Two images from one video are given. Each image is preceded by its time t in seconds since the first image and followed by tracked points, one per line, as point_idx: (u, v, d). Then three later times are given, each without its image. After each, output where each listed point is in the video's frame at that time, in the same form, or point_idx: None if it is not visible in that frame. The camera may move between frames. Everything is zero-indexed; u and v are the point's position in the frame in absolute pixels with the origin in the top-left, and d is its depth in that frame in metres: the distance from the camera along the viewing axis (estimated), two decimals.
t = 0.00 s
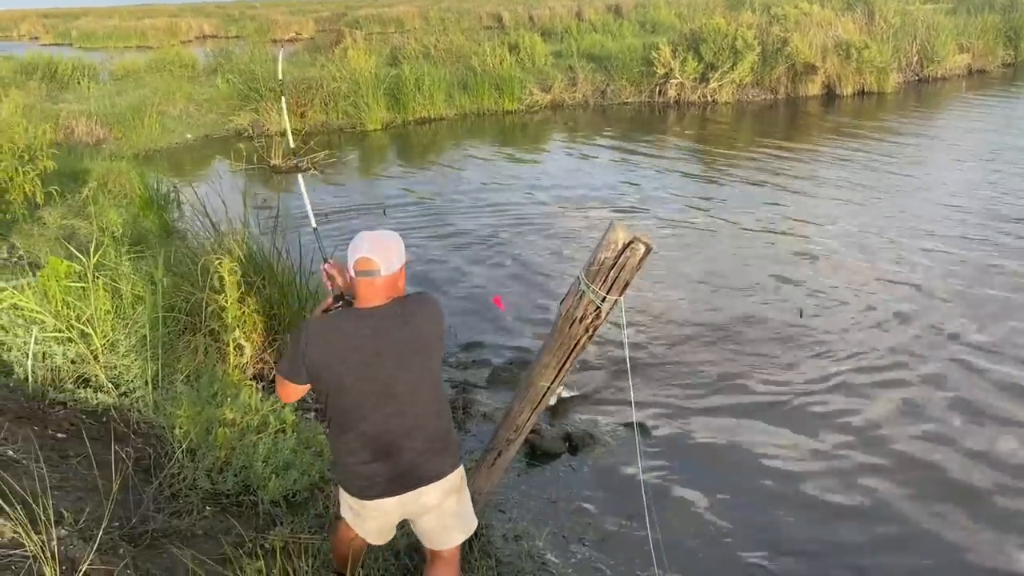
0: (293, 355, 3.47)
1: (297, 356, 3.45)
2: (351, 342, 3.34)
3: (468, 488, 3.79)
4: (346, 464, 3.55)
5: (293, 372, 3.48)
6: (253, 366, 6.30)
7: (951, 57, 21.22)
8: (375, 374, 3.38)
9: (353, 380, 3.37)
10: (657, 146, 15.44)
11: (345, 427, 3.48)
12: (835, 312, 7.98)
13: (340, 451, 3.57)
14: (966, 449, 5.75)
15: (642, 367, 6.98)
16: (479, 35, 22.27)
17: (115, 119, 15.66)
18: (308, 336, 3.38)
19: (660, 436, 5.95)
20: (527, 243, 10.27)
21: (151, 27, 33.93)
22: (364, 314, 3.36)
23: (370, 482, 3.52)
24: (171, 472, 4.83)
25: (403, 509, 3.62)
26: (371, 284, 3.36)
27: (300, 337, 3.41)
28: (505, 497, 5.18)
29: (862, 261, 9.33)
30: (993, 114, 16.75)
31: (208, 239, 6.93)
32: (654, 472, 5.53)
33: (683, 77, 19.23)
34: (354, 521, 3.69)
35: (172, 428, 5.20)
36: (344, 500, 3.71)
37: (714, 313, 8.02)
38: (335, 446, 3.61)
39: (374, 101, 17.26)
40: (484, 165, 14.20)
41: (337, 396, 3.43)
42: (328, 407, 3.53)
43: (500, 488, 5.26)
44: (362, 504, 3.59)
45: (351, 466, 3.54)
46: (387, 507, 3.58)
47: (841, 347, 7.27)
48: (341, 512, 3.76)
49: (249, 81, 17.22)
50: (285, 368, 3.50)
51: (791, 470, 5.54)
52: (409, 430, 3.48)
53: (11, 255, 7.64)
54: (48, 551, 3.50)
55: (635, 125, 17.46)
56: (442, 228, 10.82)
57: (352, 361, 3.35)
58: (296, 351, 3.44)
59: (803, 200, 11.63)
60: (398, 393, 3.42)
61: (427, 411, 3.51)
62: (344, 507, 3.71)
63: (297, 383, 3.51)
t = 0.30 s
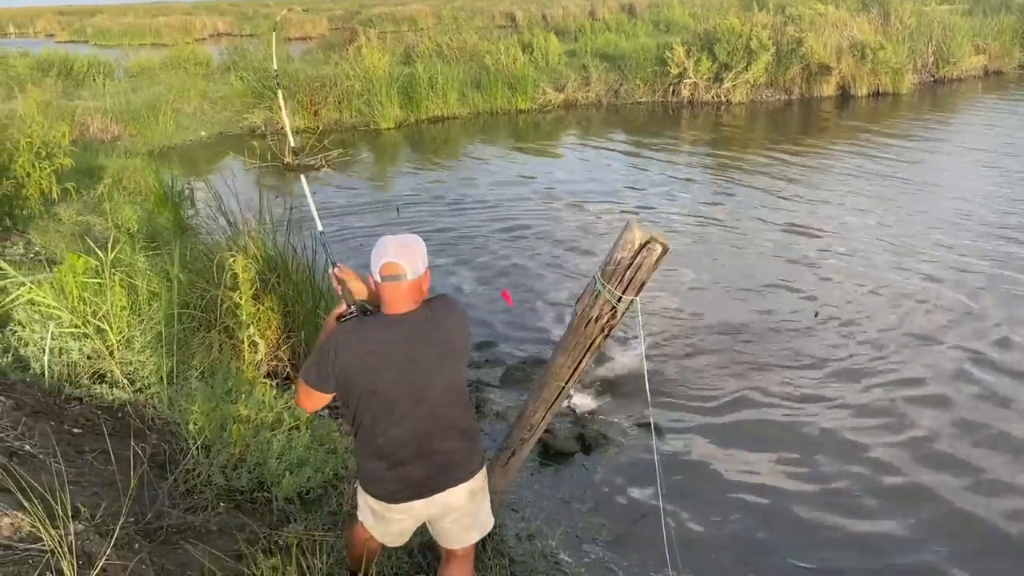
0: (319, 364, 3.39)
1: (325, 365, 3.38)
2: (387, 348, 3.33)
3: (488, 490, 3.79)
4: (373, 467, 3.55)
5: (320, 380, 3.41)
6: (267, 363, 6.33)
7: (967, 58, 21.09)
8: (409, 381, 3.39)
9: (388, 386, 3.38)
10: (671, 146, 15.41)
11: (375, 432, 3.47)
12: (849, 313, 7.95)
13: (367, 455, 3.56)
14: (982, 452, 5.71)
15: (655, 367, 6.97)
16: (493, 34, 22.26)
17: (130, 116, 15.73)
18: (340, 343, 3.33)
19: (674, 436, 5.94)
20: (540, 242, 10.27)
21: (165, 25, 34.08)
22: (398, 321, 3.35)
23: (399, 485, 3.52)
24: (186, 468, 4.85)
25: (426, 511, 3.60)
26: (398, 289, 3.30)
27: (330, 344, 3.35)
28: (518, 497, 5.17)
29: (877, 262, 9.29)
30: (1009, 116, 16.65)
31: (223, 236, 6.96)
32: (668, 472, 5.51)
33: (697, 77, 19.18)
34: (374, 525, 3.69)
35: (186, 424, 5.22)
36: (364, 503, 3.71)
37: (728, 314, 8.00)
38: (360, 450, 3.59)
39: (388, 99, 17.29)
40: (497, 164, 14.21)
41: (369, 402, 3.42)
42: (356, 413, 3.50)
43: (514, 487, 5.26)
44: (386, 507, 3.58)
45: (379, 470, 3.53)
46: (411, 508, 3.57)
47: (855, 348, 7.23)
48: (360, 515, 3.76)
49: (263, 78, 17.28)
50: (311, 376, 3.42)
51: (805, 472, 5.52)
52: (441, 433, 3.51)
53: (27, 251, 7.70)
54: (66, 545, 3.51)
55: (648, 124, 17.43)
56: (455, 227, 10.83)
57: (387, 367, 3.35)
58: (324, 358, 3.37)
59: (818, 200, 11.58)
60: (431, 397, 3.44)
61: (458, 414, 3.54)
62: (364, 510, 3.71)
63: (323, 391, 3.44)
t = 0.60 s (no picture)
0: (337, 365, 3.30)
1: (343, 366, 3.29)
2: (406, 344, 3.31)
3: (499, 484, 3.80)
4: (389, 458, 3.55)
5: (339, 382, 3.31)
6: (275, 361, 6.36)
7: (978, 58, 21.00)
8: (428, 375, 3.38)
9: (408, 381, 3.36)
10: (680, 146, 15.39)
11: (392, 425, 3.47)
12: (857, 313, 7.93)
13: (382, 446, 3.56)
14: (992, 453, 5.70)
15: (662, 367, 6.97)
16: (503, 33, 22.25)
17: (140, 113, 15.77)
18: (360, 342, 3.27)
19: (681, 436, 5.93)
20: (548, 241, 10.26)
21: (175, 22, 34.18)
22: (416, 317, 3.33)
23: (416, 478, 3.53)
24: (194, 464, 4.86)
25: (439, 503, 3.61)
26: (416, 284, 3.30)
27: (349, 344, 3.28)
28: (526, 495, 5.18)
29: (887, 263, 9.26)
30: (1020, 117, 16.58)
31: (232, 233, 7.00)
32: (675, 472, 5.51)
33: (705, 76, 19.14)
34: (388, 514, 3.70)
35: (195, 420, 5.25)
36: (379, 492, 3.72)
37: (736, 314, 7.99)
38: (373, 442, 3.59)
39: (396, 98, 17.31)
40: (505, 163, 14.21)
41: (387, 398, 3.39)
42: (371, 407, 3.48)
43: (521, 486, 5.26)
44: (400, 497, 3.58)
45: (395, 461, 3.54)
46: (425, 499, 3.58)
47: (863, 348, 7.22)
48: (374, 505, 3.76)
49: (272, 76, 17.32)
50: (329, 378, 3.32)
51: (812, 471, 5.50)
52: (457, 424, 3.53)
53: (38, 247, 7.75)
54: (75, 540, 3.52)
55: (657, 124, 17.41)
56: (464, 225, 10.83)
57: (407, 363, 3.33)
58: (343, 360, 3.28)
59: (827, 201, 11.55)
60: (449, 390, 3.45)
61: (473, 405, 3.56)
62: (378, 500, 3.72)
63: (341, 394, 3.35)
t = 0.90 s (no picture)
0: (350, 366, 3.26)
1: (357, 366, 3.26)
2: (417, 341, 3.30)
3: (501, 482, 3.83)
4: (396, 455, 3.55)
5: (352, 383, 3.28)
6: (280, 358, 6.39)
7: (986, 58, 20.92)
8: (438, 372, 3.39)
9: (420, 378, 3.36)
10: (686, 145, 15.37)
11: (401, 422, 3.46)
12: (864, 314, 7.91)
13: (388, 443, 3.55)
14: (998, 454, 5.68)
15: (667, 367, 6.95)
16: (509, 31, 22.23)
17: (146, 110, 15.79)
18: (373, 340, 3.25)
19: (685, 435, 5.93)
20: (554, 240, 10.25)
21: (181, 19, 34.21)
22: (426, 314, 3.33)
23: (423, 474, 3.54)
24: (199, 461, 4.87)
25: (443, 500, 3.63)
26: (424, 282, 3.28)
27: (361, 344, 3.25)
28: (529, 494, 5.17)
29: (893, 263, 9.24)
30: None
31: (237, 232, 7.04)
32: (679, 471, 5.49)
33: (712, 75, 19.10)
34: (391, 511, 3.73)
35: (200, 417, 5.28)
36: (382, 489, 3.74)
37: (741, 313, 7.97)
38: (380, 439, 3.58)
39: (402, 96, 17.31)
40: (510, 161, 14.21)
41: (398, 396, 3.39)
42: (380, 405, 3.46)
43: (525, 485, 5.26)
44: (403, 493, 3.60)
45: (402, 458, 3.55)
46: (429, 496, 3.59)
47: (869, 349, 7.19)
48: (379, 504, 3.79)
49: (279, 74, 17.34)
50: (342, 380, 3.28)
51: (818, 473, 5.48)
52: (464, 420, 3.54)
53: (44, 244, 7.78)
54: (78, 535, 3.51)
55: (663, 123, 17.38)
56: (470, 223, 10.83)
57: (419, 360, 3.33)
58: (356, 360, 3.25)
59: (833, 200, 11.53)
60: (458, 387, 3.46)
61: (480, 401, 3.57)
62: (382, 496, 3.75)
63: (354, 395, 3.31)
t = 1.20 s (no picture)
0: (356, 363, 3.26)
1: (362, 363, 3.26)
2: (420, 335, 3.31)
3: (505, 480, 3.81)
4: (401, 456, 3.55)
5: (359, 381, 3.27)
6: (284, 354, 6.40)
7: (993, 57, 20.85)
8: (441, 366, 3.39)
9: (423, 372, 3.36)
10: (691, 143, 15.36)
11: (402, 422, 3.46)
12: (870, 312, 7.88)
13: (393, 444, 3.54)
14: (1002, 453, 5.67)
15: (672, 364, 6.94)
16: (515, 28, 22.21)
17: (152, 106, 15.82)
18: (376, 335, 3.26)
19: (690, 433, 5.91)
20: (559, 237, 10.25)
21: (187, 16, 34.24)
22: (427, 306, 3.34)
23: (425, 474, 3.53)
24: (203, 456, 4.88)
25: (447, 501, 3.63)
26: (422, 275, 3.31)
27: (362, 340, 3.27)
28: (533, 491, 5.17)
29: (899, 262, 9.22)
30: None
31: (242, 228, 7.04)
32: (684, 468, 5.49)
33: (718, 73, 19.08)
34: (395, 515, 3.73)
35: (204, 413, 5.29)
36: (385, 492, 3.74)
37: (747, 311, 7.96)
38: (385, 441, 3.56)
39: (408, 93, 17.31)
40: (515, 158, 14.21)
41: (403, 392, 3.38)
42: (385, 405, 3.45)
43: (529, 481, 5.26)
44: (408, 496, 3.60)
45: (407, 458, 3.54)
46: (433, 498, 3.59)
47: (874, 348, 7.17)
48: (381, 508, 3.79)
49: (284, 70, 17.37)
50: (348, 378, 3.27)
51: (823, 471, 5.47)
52: (466, 415, 3.54)
53: (49, 239, 7.80)
54: (82, 530, 3.50)
55: (668, 121, 17.35)
56: (475, 220, 10.82)
57: (423, 353, 3.33)
58: (361, 356, 3.25)
59: (839, 199, 11.50)
60: (460, 381, 3.46)
61: (482, 396, 3.57)
62: (385, 500, 3.74)
63: (362, 395, 3.29)
